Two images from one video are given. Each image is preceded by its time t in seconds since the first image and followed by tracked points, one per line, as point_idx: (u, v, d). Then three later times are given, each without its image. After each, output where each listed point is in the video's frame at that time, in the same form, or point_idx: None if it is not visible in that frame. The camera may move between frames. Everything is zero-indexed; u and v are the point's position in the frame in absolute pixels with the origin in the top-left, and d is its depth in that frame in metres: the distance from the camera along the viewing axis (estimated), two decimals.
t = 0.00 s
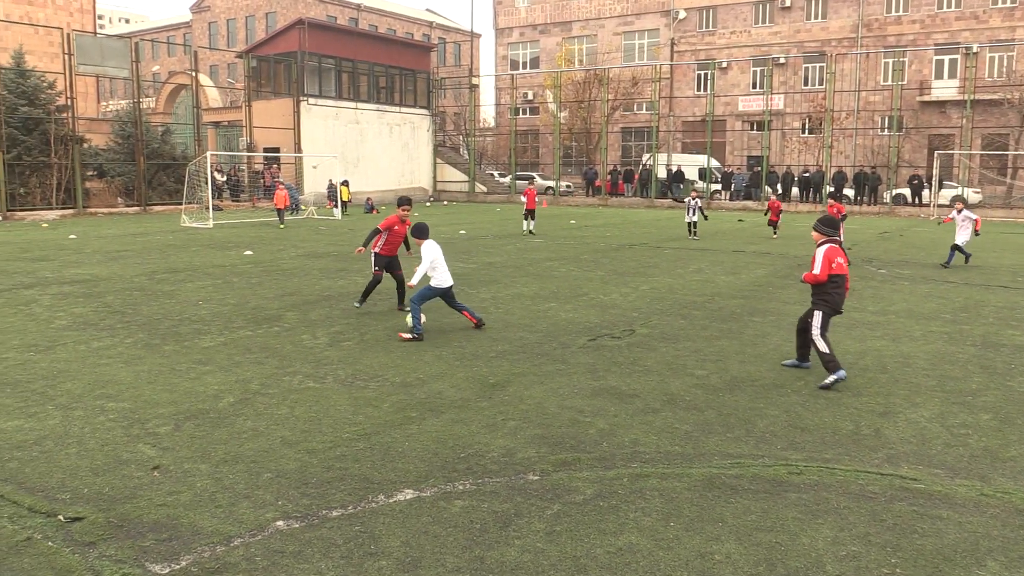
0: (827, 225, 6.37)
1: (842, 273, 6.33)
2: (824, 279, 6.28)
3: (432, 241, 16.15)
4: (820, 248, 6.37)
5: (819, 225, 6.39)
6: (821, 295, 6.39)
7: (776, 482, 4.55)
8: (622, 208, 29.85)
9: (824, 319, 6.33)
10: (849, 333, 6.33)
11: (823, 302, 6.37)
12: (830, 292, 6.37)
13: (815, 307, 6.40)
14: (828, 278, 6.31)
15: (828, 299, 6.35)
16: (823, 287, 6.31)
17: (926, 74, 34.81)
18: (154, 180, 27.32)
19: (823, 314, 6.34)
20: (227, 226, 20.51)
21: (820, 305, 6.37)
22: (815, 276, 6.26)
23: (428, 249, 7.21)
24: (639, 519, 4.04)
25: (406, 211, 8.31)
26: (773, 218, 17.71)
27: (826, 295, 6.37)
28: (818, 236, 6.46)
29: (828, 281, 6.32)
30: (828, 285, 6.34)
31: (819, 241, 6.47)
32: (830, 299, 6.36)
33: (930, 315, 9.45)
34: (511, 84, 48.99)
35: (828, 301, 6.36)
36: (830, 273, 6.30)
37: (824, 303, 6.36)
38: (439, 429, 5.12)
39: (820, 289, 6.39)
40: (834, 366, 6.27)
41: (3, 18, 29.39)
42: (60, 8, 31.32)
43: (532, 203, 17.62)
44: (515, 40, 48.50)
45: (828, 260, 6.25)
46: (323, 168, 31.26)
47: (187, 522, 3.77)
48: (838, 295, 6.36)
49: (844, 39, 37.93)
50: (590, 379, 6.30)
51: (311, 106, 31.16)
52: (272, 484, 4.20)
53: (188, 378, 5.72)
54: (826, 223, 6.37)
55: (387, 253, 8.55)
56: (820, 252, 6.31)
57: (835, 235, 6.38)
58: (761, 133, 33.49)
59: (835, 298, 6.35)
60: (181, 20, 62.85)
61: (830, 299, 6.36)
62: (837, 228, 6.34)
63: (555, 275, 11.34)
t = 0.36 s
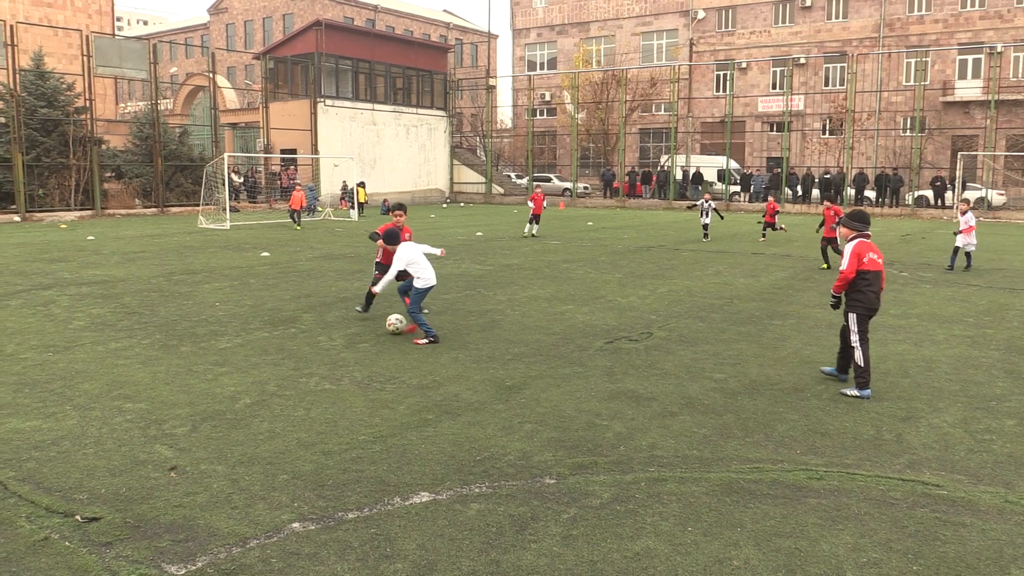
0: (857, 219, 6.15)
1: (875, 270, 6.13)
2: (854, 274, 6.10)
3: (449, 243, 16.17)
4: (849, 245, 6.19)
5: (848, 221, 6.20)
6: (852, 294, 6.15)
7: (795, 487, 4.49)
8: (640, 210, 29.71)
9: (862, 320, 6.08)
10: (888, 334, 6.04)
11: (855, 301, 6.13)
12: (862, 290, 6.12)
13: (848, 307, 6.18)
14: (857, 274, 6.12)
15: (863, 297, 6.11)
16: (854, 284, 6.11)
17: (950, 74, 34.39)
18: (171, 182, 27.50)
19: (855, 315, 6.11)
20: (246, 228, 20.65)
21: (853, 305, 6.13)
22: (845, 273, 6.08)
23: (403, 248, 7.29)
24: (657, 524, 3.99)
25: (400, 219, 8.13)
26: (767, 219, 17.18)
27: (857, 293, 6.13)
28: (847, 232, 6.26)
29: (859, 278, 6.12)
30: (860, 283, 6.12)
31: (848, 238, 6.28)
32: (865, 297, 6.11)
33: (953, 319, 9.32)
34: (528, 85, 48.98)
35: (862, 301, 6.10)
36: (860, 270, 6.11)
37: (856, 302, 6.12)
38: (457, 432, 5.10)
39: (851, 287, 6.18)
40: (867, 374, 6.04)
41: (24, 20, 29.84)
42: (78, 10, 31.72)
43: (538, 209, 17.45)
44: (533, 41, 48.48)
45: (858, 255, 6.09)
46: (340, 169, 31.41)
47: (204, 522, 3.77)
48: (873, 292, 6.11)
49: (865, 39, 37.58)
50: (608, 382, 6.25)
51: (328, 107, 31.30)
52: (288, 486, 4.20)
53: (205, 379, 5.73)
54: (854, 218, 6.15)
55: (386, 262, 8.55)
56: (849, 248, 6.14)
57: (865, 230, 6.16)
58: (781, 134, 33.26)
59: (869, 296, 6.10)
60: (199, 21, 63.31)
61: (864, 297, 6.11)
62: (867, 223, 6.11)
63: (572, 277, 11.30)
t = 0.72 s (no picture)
0: (891, 221, 5.98)
1: (909, 274, 5.87)
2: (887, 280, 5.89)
3: (469, 244, 16.17)
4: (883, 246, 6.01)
5: (883, 222, 6.02)
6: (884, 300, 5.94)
7: (818, 492, 4.41)
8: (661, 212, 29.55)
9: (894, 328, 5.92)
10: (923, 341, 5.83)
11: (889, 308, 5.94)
12: (896, 296, 5.92)
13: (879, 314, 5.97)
14: (889, 280, 5.89)
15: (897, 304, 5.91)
16: (888, 290, 5.88)
17: (977, 74, 33.88)
18: (192, 183, 27.67)
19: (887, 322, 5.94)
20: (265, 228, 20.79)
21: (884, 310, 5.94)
22: (878, 277, 5.89)
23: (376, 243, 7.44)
24: (677, 528, 3.94)
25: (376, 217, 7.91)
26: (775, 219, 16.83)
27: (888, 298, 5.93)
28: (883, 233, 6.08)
29: (893, 284, 5.89)
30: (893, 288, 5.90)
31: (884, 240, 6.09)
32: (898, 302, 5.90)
33: (980, 323, 9.14)
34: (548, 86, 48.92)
35: (895, 307, 5.91)
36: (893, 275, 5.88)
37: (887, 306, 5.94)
38: (476, 434, 5.07)
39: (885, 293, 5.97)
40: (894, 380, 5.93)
41: (47, 23, 30.39)
42: (100, 12, 32.23)
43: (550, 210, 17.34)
44: (554, 41, 48.45)
45: (890, 259, 5.86)
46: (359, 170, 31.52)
47: (223, 523, 3.77)
48: (907, 299, 5.91)
49: (890, 38, 37.15)
50: (628, 386, 6.19)
51: (347, 108, 31.43)
52: (307, 487, 4.19)
53: (225, 380, 5.75)
54: (891, 218, 5.99)
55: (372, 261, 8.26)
56: (882, 251, 5.94)
57: (900, 232, 5.96)
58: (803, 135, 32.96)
59: (903, 302, 5.90)
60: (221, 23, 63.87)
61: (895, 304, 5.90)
62: (902, 224, 5.93)
63: (592, 279, 11.24)
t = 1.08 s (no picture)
0: (942, 231, 5.68)
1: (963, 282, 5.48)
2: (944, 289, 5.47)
3: (498, 247, 16.13)
4: (934, 256, 5.64)
5: (932, 231, 5.70)
6: (946, 312, 5.47)
7: (852, 500, 4.30)
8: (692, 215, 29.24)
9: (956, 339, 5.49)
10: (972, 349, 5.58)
11: (952, 319, 5.45)
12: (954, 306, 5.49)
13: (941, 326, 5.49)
14: (947, 290, 5.46)
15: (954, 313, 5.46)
16: (948, 300, 5.45)
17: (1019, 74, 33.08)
18: (223, 185, 28.03)
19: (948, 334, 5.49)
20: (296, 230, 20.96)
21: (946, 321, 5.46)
22: (936, 286, 5.47)
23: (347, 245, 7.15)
24: (709, 535, 3.86)
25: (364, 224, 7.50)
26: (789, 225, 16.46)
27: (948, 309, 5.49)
28: (933, 243, 5.76)
29: (952, 293, 5.46)
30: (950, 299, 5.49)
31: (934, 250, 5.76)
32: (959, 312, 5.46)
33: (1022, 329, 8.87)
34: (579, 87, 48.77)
35: (959, 318, 5.43)
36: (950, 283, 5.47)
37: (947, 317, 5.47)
38: (505, 438, 5.03)
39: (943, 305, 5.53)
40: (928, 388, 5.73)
41: (82, 26, 31.04)
42: (134, 15, 32.75)
43: (571, 213, 17.25)
44: (585, 42, 48.34)
45: (943, 266, 5.49)
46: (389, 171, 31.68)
47: (252, 524, 3.78)
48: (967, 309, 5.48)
49: (928, 38, 36.46)
50: (659, 390, 6.10)
51: (377, 110, 31.62)
52: (336, 489, 4.18)
53: (255, 381, 5.78)
54: (940, 229, 5.70)
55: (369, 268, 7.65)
56: (933, 259, 5.57)
57: (951, 241, 5.65)
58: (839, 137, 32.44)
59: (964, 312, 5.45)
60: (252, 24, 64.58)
61: (958, 314, 5.45)
62: (953, 233, 5.62)
63: (622, 282, 11.15)
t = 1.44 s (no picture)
0: (985, 233, 5.49)
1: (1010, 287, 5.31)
2: (991, 293, 5.28)
3: (533, 249, 16.10)
4: (978, 259, 5.46)
5: (975, 235, 5.52)
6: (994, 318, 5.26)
7: (895, 510, 4.18)
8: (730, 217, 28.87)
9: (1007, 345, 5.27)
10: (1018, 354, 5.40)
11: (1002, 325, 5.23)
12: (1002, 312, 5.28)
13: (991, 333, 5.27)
14: (995, 295, 5.27)
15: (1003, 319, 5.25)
16: (996, 306, 5.24)
17: None
18: (259, 187, 28.38)
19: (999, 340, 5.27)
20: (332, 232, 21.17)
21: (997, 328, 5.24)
22: (983, 291, 5.28)
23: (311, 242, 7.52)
24: (746, 543, 3.78)
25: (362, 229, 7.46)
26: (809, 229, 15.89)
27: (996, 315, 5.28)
28: (975, 246, 5.58)
29: (1000, 299, 5.27)
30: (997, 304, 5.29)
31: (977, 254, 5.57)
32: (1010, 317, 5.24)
33: None
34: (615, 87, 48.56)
35: (1011, 324, 5.21)
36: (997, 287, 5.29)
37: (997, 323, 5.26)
38: (538, 441, 5.00)
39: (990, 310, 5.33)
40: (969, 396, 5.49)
41: (122, 30, 31.88)
42: (173, 19, 33.66)
43: (600, 215, 17.06)
44: (621, 43, 48.14)
45: (988, 270, 5.32)
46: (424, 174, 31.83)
47: (288, 524, 3.79)
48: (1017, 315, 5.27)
49: (974, 37, 35.64)
50: (696, 395, 6.01)
51: (412, 113, 31.82)
52: (370, 490, 4.19)
53: (291, 382, 5.82)
54: (983, 231, 5.50)
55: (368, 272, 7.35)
56: (978, 264, 5.39)
57: (996, 245, 5.46)
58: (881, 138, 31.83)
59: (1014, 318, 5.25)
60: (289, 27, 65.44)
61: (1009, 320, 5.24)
62: (998, 236, 5.45)
63: (658, 285, 11.04)
